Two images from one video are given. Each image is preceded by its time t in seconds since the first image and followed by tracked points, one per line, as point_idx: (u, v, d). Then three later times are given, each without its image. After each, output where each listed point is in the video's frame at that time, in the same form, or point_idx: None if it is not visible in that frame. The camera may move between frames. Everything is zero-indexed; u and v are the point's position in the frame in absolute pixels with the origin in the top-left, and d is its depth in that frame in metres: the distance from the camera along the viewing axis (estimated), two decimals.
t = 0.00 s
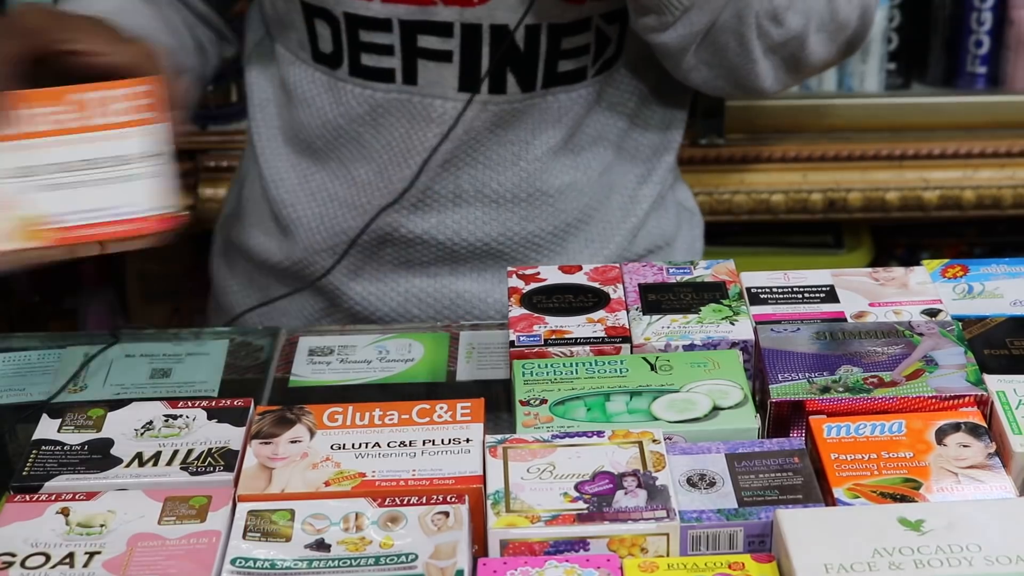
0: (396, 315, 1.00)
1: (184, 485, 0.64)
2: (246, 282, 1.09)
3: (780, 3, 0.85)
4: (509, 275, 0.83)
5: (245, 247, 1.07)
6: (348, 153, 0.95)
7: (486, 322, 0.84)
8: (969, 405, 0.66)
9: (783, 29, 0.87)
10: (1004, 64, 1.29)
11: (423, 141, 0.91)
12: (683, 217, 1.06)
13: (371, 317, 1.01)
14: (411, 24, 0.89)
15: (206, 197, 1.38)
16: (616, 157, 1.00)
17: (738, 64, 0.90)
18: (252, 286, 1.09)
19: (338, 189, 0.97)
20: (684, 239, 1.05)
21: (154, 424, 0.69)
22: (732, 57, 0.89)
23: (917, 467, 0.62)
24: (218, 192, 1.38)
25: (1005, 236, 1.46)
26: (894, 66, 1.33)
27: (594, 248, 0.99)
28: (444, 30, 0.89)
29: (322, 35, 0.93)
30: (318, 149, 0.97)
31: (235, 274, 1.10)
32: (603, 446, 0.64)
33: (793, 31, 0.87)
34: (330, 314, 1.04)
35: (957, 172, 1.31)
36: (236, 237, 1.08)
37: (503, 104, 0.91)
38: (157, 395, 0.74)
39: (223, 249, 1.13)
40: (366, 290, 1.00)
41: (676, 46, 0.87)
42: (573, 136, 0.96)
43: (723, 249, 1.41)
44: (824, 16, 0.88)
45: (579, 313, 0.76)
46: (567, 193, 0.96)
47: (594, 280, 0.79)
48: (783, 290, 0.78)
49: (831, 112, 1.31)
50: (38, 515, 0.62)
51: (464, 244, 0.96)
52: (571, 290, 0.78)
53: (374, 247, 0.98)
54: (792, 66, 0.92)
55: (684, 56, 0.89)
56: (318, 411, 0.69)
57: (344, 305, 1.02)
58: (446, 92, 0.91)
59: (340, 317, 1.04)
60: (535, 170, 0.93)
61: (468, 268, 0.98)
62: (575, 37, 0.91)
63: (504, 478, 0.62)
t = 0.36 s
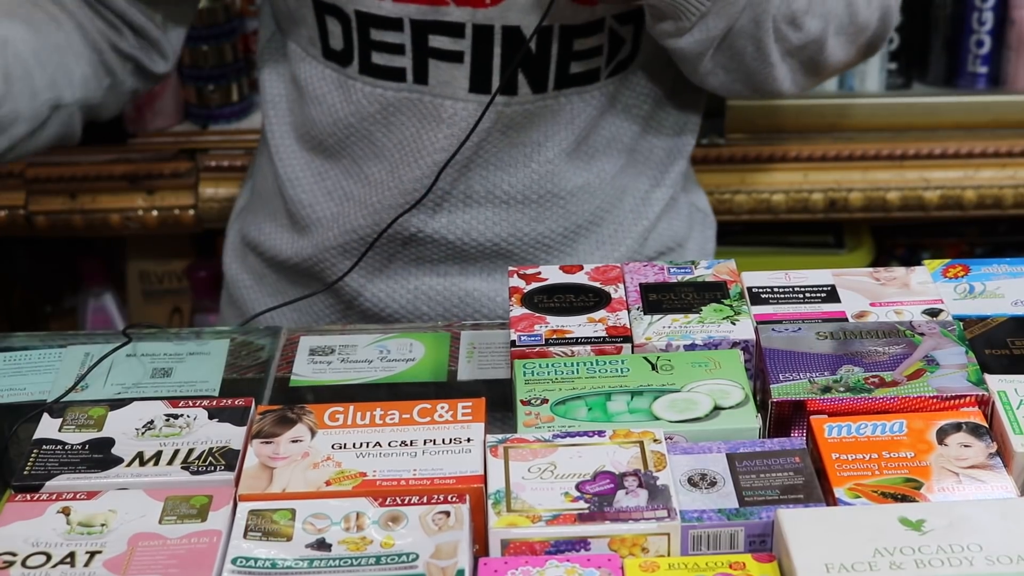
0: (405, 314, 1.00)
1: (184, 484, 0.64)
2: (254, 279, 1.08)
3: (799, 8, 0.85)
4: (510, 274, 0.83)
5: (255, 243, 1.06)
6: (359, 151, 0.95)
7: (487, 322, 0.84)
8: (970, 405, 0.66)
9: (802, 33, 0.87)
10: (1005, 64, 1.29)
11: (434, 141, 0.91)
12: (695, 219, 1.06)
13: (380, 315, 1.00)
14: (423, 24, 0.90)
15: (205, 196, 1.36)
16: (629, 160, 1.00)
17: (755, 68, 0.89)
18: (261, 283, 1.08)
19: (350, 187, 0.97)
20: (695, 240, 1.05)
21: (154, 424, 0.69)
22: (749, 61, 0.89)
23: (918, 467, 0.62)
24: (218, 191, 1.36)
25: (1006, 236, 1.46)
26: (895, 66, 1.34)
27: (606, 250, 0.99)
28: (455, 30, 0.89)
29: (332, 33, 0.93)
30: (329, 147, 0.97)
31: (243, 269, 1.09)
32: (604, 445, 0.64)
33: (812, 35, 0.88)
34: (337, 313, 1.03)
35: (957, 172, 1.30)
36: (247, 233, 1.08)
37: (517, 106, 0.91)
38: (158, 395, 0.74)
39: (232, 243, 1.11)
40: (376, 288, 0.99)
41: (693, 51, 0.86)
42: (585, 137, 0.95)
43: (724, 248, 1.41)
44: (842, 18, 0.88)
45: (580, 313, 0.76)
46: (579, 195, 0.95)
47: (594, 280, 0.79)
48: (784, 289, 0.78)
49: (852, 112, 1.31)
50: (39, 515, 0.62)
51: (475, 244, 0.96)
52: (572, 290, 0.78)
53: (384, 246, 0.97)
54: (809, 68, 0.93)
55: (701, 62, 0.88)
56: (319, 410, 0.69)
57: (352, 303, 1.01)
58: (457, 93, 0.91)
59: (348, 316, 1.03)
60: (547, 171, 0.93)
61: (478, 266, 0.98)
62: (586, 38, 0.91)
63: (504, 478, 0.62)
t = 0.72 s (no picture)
0: (406, 319, 0.99)
1: (184, 485, 0.64)
2: (254, 285, 1.09)
3: (796, 10, 0.85)
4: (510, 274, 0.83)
5: (256, 251, 1.07)
6: (359, 157, 0.96)
7: (487, 322, 0.84)
8: (970, 405, 0.66)
9: (800, 37, 0.87)
10: (1005, 64, 1.30)
11: (434, 146, 0.91)
12: (697, 224, 1.06)
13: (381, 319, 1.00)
14: (421, 28, 0.89)
15: (206, 197, 1.36)
16: (632, 165, 1.00)
17: (752, 71, 0.89)
18: (265, 290, 1.08)
19: (351, 194, 0.97)
20: (698, 245, 1.05)
21: (154, 424, 0.69)
22: (745, 65, 0.88)
23: (918, 467, 0.62)
24: (218, 191, 1.36)
25: (1007, 237, 1.46)
26: (896, 66, 1.35)
27: (609, 255, 0.99)
28: (454, 34, 0.89)
29: (330, 37, 0.94)
30: (329, 154, 0.98)
31: (245, 277, 1.09)
32: (603, 446, 0.64)
33: (809, 39, 0.88)
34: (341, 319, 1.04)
35: (957, 172, 1.30)
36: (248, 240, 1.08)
37: (516, 110, 0.91)
38: (157, 395, 0.74)
39: (234, 251, 1.12)
40: (378, 294, 1.00)
41: (689, 53, 0.86)
42: (587, 142, 0.95)
43: (725, 248, 1.41)
44: (841, 22, 0.89)
45: (580, 313, 0.76)
46: (582, 200, 0.95)
47: (594, 280, 0.79)
48: (783, 290, 0.78)
49: (856, 112, 1.32)
50: (39, 515, 0.62)
51: (477, 250, 0.96)
52: (572, 290, 0.78)
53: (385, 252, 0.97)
54: (808, 72, 0.92)
55: (697, 64, 0.88)
56: (318, 411, 0.69)
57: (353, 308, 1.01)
58: (456, 98, 0.91)
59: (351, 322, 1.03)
60: (550, 177, 0.93)
61: (480, 273, 0.98)
62: (586, 41, 0.91)
63: (504, 478, 0.62)
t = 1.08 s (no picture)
0: (400, 322, 1.00)
1: (184, 485, 0.64)
2: (249, 288, 1.10)
3: (796, 10, 0.85)
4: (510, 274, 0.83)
5: (251, 252, 1.07)
6: (352, 154, 0.96)
7: (487, 322, 0.84)
8: (970, 405, 0.66)
9: (799, 37, 0.87)
10: (1005, 65, 1.29)
11: (427, 142, 0.91)
12: (695, 229, 1.07)
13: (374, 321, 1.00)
14: (416, 23, 0.90)
15: (206, 197, 1.36)
16: (630, 166, 1.00)
17: (750, 71, 0.89)
18: (260, 292, 1.09)
19: (346, 192, 0.98)
20: (696, 251, 1.06)
21: (154, 424, 0.69)
22: (743, 66, 0.88)
23: (918, 468, 0.62)
24: (218, 192, 1.36)
25: (1006, 237, 1.47)
26: (896, 66, 1.35)
27: (605, 257, 0.99)
28: (450, 30, 0.89)
29: (322, 35, 0.94)
30: (319, 152, 0.98)
31: (240, 280, 1.10)
32: (603, 446, 0.64)
33: (810, 40, 0.87)
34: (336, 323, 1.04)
35: (958, 172, 1.30)
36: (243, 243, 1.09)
37: (510, 105, 0.91)
38: (157, 396, 0.74)
39: (229, 253, 1.12)
40: (372, 296, 1.00)
41: (684, 52, 0.86)
42: (586, 142, 0.95)
43: (724, 248, 1.41)
44: (843, 24, 0.88)
45: (579, 313, 0.76)
46: (578, 199, 0.95)
47: (594, 280, 0.79)
48: (783, 290, 0.78)
49: (860, 113, 1.32)
50: (39, 515, 0.62)
51: (471, 250, 0.96)
52: (571, 291, 0.78)
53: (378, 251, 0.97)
54: (810, 74, 0.92)
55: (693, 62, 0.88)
56: (319, 411, 0.69)
57: (347, 309, 1.02)
58: (450, 93, 0.91)
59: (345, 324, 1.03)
60: (545, 174, 0.93)
61: (475, 274, 0.98)
62: (585, 38, 0.91)
63: (504, 479, 0.62)
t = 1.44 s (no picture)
0: (409, 319, 1.00)
1: (184, 485, 0.64)
2: (259, 286, 1.10)
3: None
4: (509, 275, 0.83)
5: (261, 250, 1.08)
6: (359, 151, 0.96)
7: (487, 322, 0.84)
8: (970, 406, 0.66)
9: (798, 29, 0.85)
10: (1005, 66, 1.26)
11: (435, 138, 0.91)
12: (704, 230, 1.07)
13: (382, 319, 1.01)
14: (422, 19, 0.89)
15: (206, 198, 1.36)
16: (639, 165, 1.00)
17: (746, 57, 0.87)
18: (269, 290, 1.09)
19: (355, 189, 0.98)
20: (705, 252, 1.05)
21: (154, 424, 0.69)
22: (739, 49, 0.86)
23: (918, 468, 0.62)
24: (218, 192, 1.36)
25: (1006, 238, 1.47)
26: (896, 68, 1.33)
27: (615, 257, 1.00)
28: (456, 26, 0.89)
29: (331, 32, 0.94)
30: (326, 150, 0.98)
31: (251, 278, 1.10)
32: (603, 446, 0.64)
33: (810, 32, 0.85)
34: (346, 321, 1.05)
35: (958, 173, 1.31)
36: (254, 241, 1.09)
37: (518, 102, 0.91)
38: (157, 396, 0.74)
39: (240, 251, 1.13)
40: (380, 294, 1.00)
41: (677, 31, 0.86)
42: (596, 139, 0.95)
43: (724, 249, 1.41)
44: (847, 22, 0.86)
45: (579, 313, 0.76)
46: (587, 197, 0.95)
47: (593, 280, 0.79)
48: (784, 290, 0.78)
49: (873, 113, 1.32)
50: (39, 516, 0.62)
51: (480, 248, 0.96)
52: (571, 291, 0.78)
53: (388, 248, 0.98)
54: (811, 71, 0.89)
55: (687, 42, 0.87)
56: (318, 411, 0.69)
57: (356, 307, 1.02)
58: (458, 90, 0.91)
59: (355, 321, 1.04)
60: (554, 172, 0.93)
61: (484, 271, 0.98)
62: (591, 36, 0.91)
63: (504, 479, 0.62)
